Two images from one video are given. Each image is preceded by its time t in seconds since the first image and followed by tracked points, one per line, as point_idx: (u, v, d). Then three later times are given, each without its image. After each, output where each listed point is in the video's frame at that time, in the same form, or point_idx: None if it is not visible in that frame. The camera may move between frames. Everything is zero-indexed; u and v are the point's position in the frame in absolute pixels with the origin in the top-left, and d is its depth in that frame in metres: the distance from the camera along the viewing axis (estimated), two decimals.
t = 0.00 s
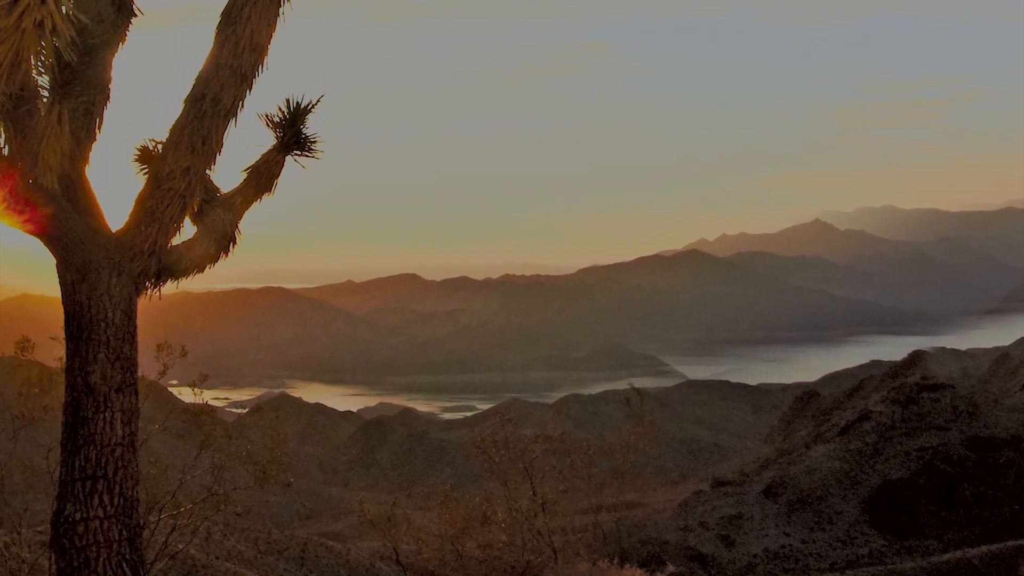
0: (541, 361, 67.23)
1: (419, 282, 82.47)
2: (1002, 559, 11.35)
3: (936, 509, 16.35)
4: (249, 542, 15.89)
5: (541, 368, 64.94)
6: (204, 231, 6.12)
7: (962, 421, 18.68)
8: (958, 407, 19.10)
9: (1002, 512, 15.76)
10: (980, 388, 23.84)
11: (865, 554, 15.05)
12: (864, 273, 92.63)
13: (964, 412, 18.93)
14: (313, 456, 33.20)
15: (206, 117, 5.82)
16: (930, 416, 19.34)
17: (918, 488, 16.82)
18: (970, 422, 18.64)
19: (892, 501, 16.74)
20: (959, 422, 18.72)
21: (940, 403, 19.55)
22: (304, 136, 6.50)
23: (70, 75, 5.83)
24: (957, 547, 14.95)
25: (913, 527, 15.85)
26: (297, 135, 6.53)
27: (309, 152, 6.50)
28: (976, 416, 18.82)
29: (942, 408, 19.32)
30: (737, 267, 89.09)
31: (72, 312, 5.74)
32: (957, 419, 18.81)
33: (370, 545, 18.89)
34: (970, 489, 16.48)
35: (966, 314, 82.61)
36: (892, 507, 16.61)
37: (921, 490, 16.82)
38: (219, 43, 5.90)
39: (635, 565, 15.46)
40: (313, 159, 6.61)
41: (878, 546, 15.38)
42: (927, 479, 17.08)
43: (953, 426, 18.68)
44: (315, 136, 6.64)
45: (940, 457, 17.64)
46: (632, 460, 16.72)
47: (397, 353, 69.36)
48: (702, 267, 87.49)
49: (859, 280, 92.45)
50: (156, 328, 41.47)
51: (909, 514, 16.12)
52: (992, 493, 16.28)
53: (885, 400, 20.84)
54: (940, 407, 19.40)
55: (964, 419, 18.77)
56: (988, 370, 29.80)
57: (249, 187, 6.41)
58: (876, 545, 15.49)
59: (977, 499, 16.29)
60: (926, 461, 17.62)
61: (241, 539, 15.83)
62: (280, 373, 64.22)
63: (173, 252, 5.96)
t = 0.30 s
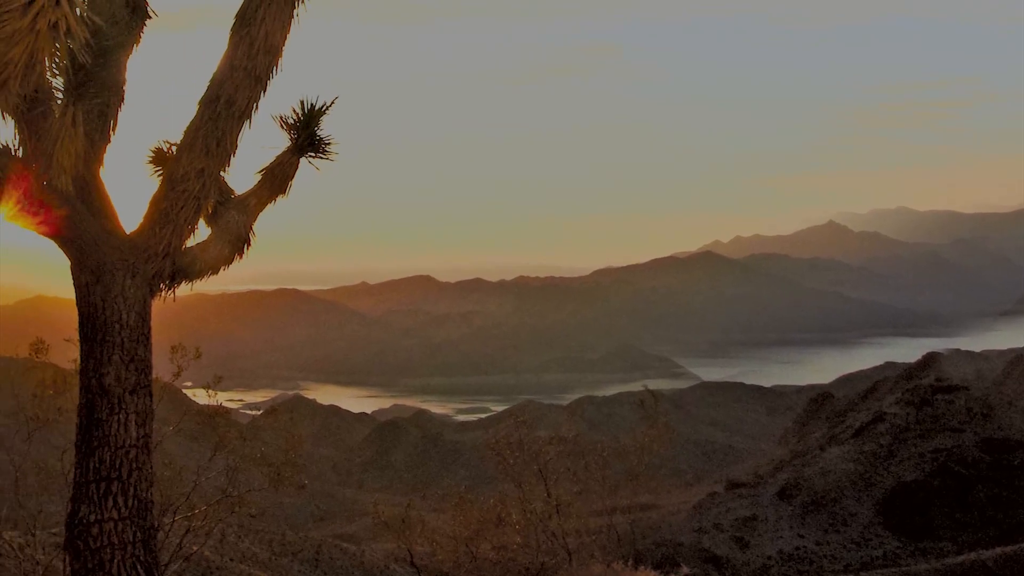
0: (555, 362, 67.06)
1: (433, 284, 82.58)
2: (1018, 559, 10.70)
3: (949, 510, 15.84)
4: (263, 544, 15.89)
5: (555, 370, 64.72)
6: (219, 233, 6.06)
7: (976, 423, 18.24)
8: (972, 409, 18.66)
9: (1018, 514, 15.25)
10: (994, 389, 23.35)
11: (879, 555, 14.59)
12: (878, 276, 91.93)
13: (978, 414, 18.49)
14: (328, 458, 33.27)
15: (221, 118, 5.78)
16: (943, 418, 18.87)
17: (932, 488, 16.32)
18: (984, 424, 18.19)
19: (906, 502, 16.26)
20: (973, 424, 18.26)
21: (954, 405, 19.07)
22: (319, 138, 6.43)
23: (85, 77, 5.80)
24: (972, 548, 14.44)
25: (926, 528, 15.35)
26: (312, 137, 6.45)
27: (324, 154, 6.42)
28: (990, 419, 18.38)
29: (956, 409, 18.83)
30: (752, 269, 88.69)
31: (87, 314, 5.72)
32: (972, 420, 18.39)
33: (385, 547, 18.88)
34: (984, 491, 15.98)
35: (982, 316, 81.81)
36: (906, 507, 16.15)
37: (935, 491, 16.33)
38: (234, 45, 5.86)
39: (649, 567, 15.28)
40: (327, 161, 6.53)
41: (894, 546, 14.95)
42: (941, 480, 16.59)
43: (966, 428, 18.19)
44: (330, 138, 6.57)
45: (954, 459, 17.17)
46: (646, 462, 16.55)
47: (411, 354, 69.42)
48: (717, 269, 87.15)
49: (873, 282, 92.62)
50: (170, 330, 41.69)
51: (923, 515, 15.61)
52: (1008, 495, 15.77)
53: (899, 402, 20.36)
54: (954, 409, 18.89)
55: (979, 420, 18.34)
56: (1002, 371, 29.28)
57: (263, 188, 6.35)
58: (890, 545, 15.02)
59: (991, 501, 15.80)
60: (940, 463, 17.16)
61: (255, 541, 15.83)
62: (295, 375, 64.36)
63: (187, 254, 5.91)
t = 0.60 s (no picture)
0: (570, 364, 66.81)
1: (447, 286, 82.67)
2: None
3: (965, 512, 15.15)
4: (278, 545, 15.90)
5: (570, 372, 64.61)
6: (233, 235, 6.00)
7: (992, 424, 17.47)
8: (988, 410, 17.84)
9: None
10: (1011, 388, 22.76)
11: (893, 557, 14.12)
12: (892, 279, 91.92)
13: (994, 415, 17.71)
14: (342, 460, 33.31)
15: (235, 120, 5.74)
16: (958, 418, 18.07)
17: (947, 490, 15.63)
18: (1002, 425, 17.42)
19: (920, 504, 15.61)
20: (990, 425, 17.50)
21: (969, 406, 18.19)
22: (333, 139, 6.35)
23: (99, 78, 5.77)
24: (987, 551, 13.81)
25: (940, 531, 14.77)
26: (326, 138, 6.38)
27: (338, 155, 6.35)
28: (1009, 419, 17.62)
29: (971, 411, 17.99)
30: (767, 270, 88.28)
31: (101, 316, 5.70)
32: (987, 421, 17.59)
33: (399, 549, 18.84)
34: (1000, 492, 15.29)
35: (999, 319, 81.12)
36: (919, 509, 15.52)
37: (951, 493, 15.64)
38: (248, 47, 5.82)
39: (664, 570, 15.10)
40: (341, 162, 6.46)
41: (909, 549, 14.37)
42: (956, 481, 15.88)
43: (982, 428, 17.40)
44: (344, 139, 6.49)
45: (968, 460, 16.43)
46: (661, 464, 16.41)
47: (425, 356, 69.45)
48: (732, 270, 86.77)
49: (889, 283, 93.99)
50: (184, 332, 41.87)
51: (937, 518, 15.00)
52: None
53: (913, 404, 19.66)
54: (968, 410, 18.06)
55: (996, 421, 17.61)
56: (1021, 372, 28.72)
57: (277, 191, 6.30)
58: (904, 548, 14.49)
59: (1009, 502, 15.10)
60: (955, 464, 16.43)
61: (270, 543, 15.84)
62: (309, 376, 64.51)
63: (202, 257, 5.87)
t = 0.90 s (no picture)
0: (584, 366, 66.65)
1: (461, 287, 82.68)
2: None
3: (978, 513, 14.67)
4: (292, 547, 15.90)
5: (584, 374, 64.44)
6: (247, 236, 5.96)
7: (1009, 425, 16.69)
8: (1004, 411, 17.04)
9: None
10: None
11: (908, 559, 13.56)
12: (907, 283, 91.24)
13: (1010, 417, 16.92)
14: (356, 461, 33.34)
15: (249, 122, 5.69)
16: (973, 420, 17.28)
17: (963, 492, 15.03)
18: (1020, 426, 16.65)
19: (935, 505, 15.07)
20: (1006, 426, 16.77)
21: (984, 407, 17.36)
22: (347, 141, 6.30)
23: (113, 80, 5.76)
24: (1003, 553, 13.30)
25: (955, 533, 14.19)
26: (340, 140, 6.32)
27: (353, 157, 6.30)
28: None
29: (986, 412, 17.19)
30: (781, 272, 87.86)
31: (115, 317, 5.67)
32: (1002, 422, 16.81)
33: (414, 550, 18.81)
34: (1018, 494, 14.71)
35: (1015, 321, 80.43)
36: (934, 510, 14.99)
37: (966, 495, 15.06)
38: (262, 49, 5.78)
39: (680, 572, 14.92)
40: (356, 164, 6.41)
41: (922, 551, 13.84)
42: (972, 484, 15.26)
43: (999, 429, 16.65)
44: (358, 141, 6.44)
45: (983, 462, 15.74)
46: (675, 466, 16.27)
47: (439, 358, 69.50)
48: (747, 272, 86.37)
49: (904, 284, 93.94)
50: (198, 334, 42.04)
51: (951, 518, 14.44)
52: None
53: (927, 405, 18.82)
54: (983, 411, 17.27)
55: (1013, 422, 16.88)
56: None
57: (292, 193, 6.26)
58: (919, 550, 13.90)
59: None
60: (970, 466, 15.82)
61: (284, 545, 15.84)
62: (323, 378, 64.67)
63: (216, 258, 5.84)
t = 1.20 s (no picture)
0: (599, 368, 66.43)
1: (475, 289, 82.69)
2: None
3: (994, 516, 14.15)
4: (306, 549, 15.91)
5: (598, 376, 64.27)
6: (261, 238, 5.95)
7: None
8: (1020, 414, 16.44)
9: None
10: None
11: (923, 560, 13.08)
12: (921, 284, 91.80)
13: None
14: (370, 463, 33.36)
15: (263, 123, 5.64)
16: (988, 422, 16.71)
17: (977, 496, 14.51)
18: None
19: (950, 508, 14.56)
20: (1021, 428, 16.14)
21: (999, 410, 16.83)
22: (361, 143, 6.26)
23: (128, 82, 5.74)
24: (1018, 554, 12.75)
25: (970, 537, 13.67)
26: (354, 142, 6.29)
27: (367, 159, 6.25)
28: None
29: (1000, 415, 16.64)
30: (796, 274, 87.48)
31: (129, 319, 5.66)
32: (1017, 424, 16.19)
33: (427, 553, 18.77)
34: None
35: None
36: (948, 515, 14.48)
37: (981, 498, 14.52)
38: (276, 49, 5.73)
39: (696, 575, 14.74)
40: (370, 165, 6.36)
41: (936, 552, 13.44)
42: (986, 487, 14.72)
43: (1013, 432, 16.05)
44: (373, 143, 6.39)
45: (997, 463, 15.19)
46: (690, 468, 16.12)
47: (454, 360, 69.52)
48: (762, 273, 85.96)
49: (918, 286, 93.42)
50: (213, 336, 42.29)
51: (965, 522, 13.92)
52: None
53: (940, 407, 18.26)
54: (998, 414, 16.72)
55: None
56: None
57: (306, 194, 6.22)
58: (933, 552, 13.48)
59: None
60: (985, 468, 15.23)
61: (298, 546, 15.86)
62: (337, 379, 64.79)
63: (231, 261, 5.82)
